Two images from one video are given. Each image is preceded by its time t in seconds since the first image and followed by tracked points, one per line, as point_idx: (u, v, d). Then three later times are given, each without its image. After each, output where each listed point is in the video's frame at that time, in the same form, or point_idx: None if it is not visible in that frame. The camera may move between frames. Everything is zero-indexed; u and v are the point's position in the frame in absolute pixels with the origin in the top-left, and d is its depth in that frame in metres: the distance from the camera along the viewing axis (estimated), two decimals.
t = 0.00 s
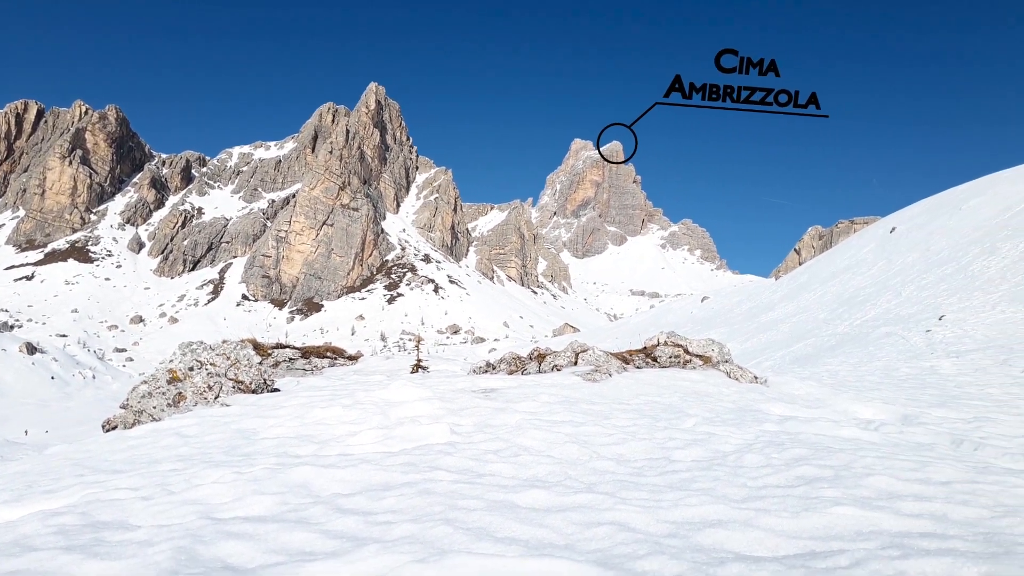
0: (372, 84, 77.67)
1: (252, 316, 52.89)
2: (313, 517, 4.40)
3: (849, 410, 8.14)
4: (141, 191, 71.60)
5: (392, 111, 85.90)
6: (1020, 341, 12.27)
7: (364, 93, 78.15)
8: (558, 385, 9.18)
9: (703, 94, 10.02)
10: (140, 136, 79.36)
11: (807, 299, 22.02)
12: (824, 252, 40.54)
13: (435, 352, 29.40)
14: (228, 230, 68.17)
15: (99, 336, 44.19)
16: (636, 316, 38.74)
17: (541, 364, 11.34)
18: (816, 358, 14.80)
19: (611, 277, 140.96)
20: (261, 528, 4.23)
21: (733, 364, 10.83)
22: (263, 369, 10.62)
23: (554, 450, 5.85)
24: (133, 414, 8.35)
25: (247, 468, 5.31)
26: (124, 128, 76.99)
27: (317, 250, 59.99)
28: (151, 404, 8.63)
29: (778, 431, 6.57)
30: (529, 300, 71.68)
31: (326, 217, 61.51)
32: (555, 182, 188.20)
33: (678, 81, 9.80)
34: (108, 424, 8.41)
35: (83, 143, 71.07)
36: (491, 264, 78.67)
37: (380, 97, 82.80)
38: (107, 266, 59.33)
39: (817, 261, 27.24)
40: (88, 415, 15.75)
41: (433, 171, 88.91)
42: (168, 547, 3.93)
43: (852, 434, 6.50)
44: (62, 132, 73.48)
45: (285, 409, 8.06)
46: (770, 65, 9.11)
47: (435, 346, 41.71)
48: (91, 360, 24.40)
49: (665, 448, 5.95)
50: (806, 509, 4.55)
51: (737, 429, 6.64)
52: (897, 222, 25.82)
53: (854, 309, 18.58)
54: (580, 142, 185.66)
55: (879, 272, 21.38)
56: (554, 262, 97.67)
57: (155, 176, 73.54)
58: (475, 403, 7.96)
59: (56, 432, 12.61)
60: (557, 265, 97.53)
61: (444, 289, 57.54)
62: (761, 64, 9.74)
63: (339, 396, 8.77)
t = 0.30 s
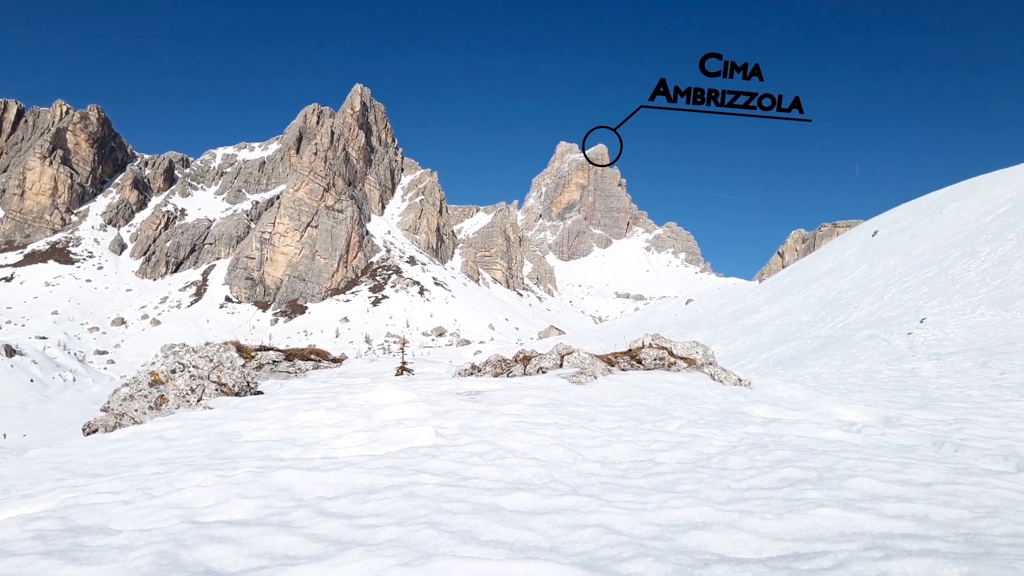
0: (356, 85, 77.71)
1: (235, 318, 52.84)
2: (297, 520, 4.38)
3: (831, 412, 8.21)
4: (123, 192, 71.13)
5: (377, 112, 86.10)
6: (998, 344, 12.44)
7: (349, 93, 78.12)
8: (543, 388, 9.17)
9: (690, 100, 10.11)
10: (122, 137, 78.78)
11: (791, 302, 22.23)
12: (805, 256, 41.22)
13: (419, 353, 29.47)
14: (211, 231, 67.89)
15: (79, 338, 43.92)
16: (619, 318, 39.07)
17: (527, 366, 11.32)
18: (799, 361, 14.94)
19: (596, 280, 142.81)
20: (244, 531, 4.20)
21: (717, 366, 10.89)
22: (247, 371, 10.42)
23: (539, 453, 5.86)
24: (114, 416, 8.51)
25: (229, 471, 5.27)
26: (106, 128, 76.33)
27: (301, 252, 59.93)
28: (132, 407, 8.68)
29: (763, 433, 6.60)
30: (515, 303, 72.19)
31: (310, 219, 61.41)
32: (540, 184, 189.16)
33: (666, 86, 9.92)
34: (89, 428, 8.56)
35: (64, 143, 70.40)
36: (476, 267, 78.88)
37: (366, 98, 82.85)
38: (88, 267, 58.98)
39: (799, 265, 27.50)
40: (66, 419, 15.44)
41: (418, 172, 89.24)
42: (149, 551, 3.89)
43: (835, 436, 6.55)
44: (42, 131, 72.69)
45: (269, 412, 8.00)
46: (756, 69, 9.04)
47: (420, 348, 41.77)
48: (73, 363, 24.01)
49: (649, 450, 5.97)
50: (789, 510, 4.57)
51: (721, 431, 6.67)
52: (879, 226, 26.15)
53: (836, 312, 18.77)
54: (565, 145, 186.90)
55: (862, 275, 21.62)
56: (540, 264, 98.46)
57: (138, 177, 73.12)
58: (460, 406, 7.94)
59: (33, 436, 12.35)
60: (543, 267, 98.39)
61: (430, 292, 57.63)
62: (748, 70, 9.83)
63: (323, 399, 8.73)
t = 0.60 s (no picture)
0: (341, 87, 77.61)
1: (218, 320, 52.74)
2: (280, 524, 4.35)
3: (814, 414, 8.26)
4: (104, 193, 70.57)
5: (362, 114, 86.23)
6: (977, 346, 12.61)
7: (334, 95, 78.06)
8: (527, 390, 9.16)
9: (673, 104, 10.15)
10: (103, 137, 78.10)
11: (773, 304, 22.43)
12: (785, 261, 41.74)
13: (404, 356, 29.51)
14: (194, 232, 67.58)
15: (58, 340, 43.54)
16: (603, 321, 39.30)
17: (512, 368, 11.31)
18: (782, 362, 15.08)
19: (581, 282, 144.50)
20: (225, 536, 4.16)
21: (701, 368, 10.94)
22: (230, 373, 10.44)
23: (523, 455, 5.86)
24: (94, 419, 8.31)
25: (212, 475, 5.24)
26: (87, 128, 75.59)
27: (285, 254, 59.75)
28: (113, 410, 8.49)
29: (746, 435, 6.65)
30: (500, 305, 72.51)
31: (293, 221, 61.29)
32: (525, 187, 189.89)
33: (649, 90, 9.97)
34: (68, 430, 8.36)
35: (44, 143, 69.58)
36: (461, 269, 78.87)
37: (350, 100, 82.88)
38: (69, 268, 58.55)
39: (779, 268, 27.72)
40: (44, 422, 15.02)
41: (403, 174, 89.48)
42: (129, 555, 3.85)
43: (818, 437, 6.60)
44: (20, 131, 71.76)
45: (252, 414, 7.95)
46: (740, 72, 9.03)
47: (405, 350, 41.77)
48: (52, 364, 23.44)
49: (634, 452, 5.98)
50: (774, 512, 4.59)
51: (705, 433, 6.70)
52: (861, 229, 26.42)
53: (818, 315, 18.94)
54: (551, 147, 188.04)
55: (844, 278, 21.85)
56: (524, 266, 98.95)
57: (118, 177, 72.41)
58: (445, 409, 7.91)
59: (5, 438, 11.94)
60: (528, 269, 98.93)
61: (415, 294, 57.79)
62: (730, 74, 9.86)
63: (307, 402, 8.66)
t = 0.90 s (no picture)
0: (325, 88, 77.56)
1: (200, 322, 52.55)
2: (261, 527, 4.31)
3: (797, 416, 8.31)
4: (84, 193, 69.99)
5: (346, 115, 86.14)
6: (956, 348, 12.75)
7: (317, 97, 78.05)
8: (512, 393, 9.18)
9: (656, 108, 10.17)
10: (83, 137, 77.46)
11: (756, 307, 22.59)
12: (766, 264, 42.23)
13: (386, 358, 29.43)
14: (175, 234, 67.22)
15: (36, 342, 43.14)
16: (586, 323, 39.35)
17: (496, 371, 11.29)
18: (764, 365, 15.19)
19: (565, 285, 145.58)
20: (206, 540, 4.12)
21: (684, 371, 10.99)
22: (211, 376, 10.39)
23: (508, 458, 5.86)
24: (73, 422, 8.17)
25: (193, 478, 5.19)
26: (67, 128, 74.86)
27: (268, 256, 59.52)
28: (92, 413, 8.40)
29: (728, 437, 6.68)
30: (484, 308, 72.56)
31: (277, 222, 61.09)
32: (509, 189, 190.11)
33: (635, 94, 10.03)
34: (46, 434, 8.23)
35: (22, 143, 68.80)
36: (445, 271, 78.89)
37: (334, 102, 82.79)
38: (47, 270, 58.08)
39: (762, 272, 27.87)
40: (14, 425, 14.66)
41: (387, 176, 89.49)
42: (108, 560, 3.80)
43: (800, 439, 6.66)
44: None
45: (234, 417, 7.91)
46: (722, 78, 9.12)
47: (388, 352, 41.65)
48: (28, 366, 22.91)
49: (618, 455, 6.00)
50: (756, 514, 4.62)
51: (689, 435, 6.73)
52: (842, 233, 26.73)
53: (800, 318, 19.10)
54: (535, 150, 188.96)
55: (825, 281, 22.08)
56: (508, 269, 98.93)
57: (98, 177, 71.81)
58: (430, 412, 7.90)
59: None
60: (512, 272, 98.99)
61: (399, 296, 57.80)
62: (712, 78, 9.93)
63: (290, 404, 8.62)
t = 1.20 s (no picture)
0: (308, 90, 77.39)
1: (181, 324, 52.29)
2: (243, 531, 4.28)
3: (779, 418, 8.38)
4: (63, 194, 69.36)
5: (329, 116, 86.00)
6: (936, 351, 12.87)
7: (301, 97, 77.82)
8: (496, 395, 9.18)
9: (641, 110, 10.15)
10: (62, 136, 76.67)
11: (739, 310, 22.73)
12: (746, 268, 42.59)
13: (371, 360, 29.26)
14: (157, 235, 66.75)
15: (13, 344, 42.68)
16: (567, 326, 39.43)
17: (480, 373, 11.28)
18: (747, 367, 15.29)
19: (550, 287, 146.32)
20: (186, 544, 4.09)
21: (668, 373, 11.05)
22: (192, 378, 10.32)
23: (492, 460, 5.85)
24: (51, 426, 8.06)
25: (174, 482, 5.14)
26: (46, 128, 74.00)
27: (250, 257, 59.28)
28: (70, 416, 8.30)
29: (712, 439, 6.72)
30: (468, 310, 72.65)
31: (259, 223, 60.83)
32: (494, 192, 190.19)
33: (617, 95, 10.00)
34: (23, 439, 8.10)
35: None
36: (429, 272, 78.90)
37: (318, 103, 82.54)
38: (25, 270, 57.45)
39: (745, 274, 28.00)
40: None
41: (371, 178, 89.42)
42: (86, 566, 3.74)
43: (782, 441, 6.70)
44: None
45: (215, 420, 7.84)
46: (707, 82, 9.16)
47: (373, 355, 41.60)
48: None
49: (602, 457, 6.01)
50: (739, 516, 4.64)
51: (672, 437, 6.75)
52: (824, 236, 26.97)
53: (782, 320, 19.26)
54: (519, 153, 189.39)
55: (806, 284, 22.30)
56: (493, 272, 99.00)
57: (78, 177, 71.15)
58: (413, 414, 7.87)
59: None
60: (496, 274, 99.01)
61: (382, 298, 57.77)
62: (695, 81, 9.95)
63: (271, 407, 8.56)
